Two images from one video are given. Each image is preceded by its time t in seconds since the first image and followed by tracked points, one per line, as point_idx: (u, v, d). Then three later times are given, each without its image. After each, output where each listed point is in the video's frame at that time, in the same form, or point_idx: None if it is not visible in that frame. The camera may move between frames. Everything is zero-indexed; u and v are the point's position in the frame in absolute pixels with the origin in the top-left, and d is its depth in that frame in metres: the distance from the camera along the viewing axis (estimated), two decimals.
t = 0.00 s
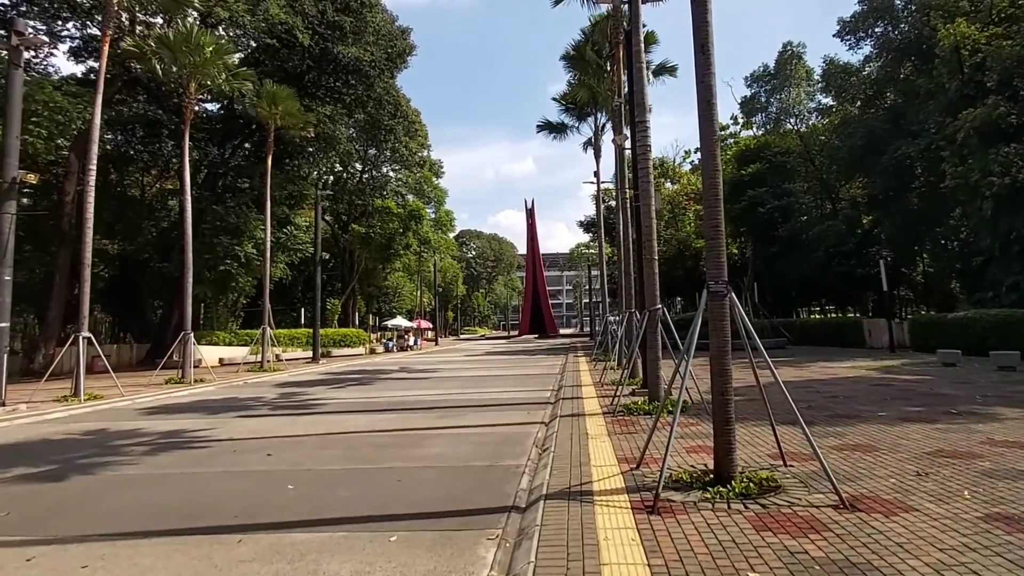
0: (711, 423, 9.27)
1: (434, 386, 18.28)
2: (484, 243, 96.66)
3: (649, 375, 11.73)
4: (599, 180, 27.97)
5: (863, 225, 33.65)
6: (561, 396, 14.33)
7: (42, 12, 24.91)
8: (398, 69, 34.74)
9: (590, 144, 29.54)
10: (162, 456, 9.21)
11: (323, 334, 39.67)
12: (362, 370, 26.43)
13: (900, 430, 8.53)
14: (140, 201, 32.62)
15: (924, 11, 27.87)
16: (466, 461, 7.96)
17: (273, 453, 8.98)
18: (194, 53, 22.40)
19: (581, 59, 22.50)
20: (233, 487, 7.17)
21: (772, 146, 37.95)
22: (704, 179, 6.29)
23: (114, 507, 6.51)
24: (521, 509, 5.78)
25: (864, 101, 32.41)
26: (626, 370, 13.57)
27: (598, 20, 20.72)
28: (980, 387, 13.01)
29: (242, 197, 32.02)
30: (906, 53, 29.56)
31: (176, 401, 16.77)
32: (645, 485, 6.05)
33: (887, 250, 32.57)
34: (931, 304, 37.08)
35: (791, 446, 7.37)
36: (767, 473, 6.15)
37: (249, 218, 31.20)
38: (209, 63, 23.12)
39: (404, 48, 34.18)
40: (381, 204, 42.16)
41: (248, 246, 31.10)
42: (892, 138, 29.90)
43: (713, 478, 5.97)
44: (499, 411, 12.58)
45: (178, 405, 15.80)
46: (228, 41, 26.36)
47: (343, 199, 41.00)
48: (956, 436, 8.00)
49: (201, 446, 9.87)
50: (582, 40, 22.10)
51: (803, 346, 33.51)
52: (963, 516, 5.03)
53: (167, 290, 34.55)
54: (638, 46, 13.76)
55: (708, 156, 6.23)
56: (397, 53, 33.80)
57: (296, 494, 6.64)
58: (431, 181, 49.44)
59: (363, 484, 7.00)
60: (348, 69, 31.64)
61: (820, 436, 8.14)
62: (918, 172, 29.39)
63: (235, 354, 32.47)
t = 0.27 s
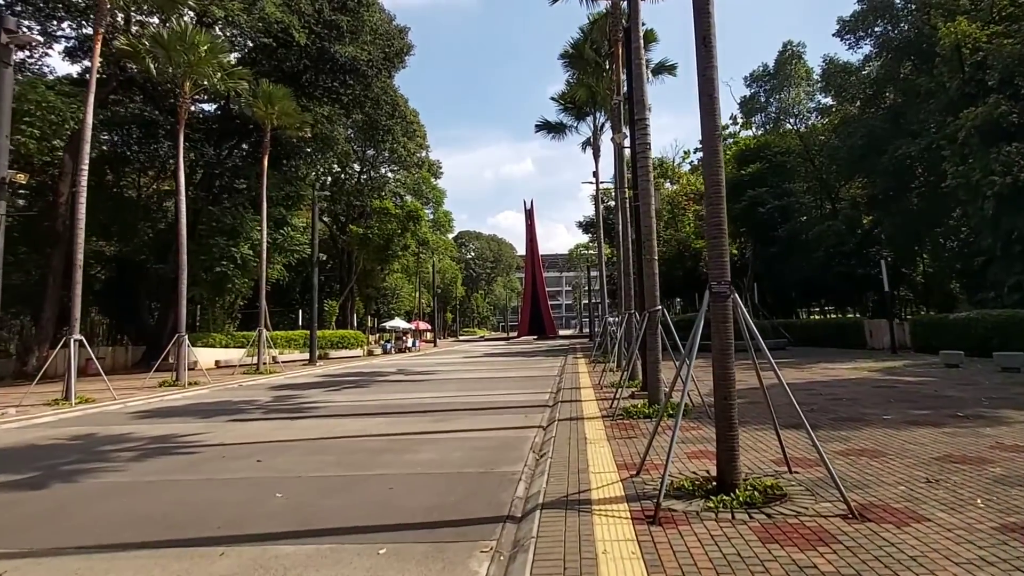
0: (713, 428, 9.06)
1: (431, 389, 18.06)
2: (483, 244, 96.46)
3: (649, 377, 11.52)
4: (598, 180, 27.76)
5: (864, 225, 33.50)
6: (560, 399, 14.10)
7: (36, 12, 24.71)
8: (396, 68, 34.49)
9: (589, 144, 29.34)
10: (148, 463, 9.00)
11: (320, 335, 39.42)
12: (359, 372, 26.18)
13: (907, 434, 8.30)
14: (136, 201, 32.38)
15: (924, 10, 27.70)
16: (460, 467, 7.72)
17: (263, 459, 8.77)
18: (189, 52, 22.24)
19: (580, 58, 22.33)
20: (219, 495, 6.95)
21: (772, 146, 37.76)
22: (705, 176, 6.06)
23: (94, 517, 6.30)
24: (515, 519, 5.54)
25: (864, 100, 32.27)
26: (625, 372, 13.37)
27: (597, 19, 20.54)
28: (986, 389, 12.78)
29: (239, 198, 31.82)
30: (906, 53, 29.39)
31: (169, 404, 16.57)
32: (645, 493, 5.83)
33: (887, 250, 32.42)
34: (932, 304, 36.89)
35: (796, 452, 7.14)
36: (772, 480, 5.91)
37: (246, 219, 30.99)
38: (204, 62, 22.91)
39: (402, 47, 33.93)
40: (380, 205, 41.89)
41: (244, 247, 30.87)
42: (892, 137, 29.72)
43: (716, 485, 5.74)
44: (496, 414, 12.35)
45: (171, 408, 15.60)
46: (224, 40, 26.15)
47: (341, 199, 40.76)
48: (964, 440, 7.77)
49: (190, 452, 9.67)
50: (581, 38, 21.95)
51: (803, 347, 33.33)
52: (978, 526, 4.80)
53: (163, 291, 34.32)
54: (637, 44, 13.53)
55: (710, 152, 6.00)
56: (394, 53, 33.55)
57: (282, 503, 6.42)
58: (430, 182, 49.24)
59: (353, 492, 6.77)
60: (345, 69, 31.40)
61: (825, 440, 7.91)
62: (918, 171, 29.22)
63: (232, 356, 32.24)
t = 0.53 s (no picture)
0: (716, 430, 8.85)
1: (429, 389, 17.86)
2: (483, 244, 96.28)
3: (650, 378, 11.34)
4: (598, 180, 27.56)
5: (865, 226, 33.35)
6: (559, 400, 13.89)
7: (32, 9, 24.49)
8: (395, 67, 34.24)
9: (590, 143, 29.16)
10: (137, 465, 8.79)
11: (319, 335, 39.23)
12: (356, 372, 25.95)
13: (915, 436, 8.09)
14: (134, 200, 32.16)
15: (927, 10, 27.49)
16: (456, 470, 7.51)
17: (253, 460, 8.57)
18: (185, 49, 22.06)
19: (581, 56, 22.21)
20: (207, 499, 6.75)
21: (773, 146, 37.60)
22: (710, 170, 5.86)
23: (75, 521, 6.10)
24: (511, 526, 5.31)
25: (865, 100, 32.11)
26: (625, 372, 13.19)
27: (598, 16, 20.37)
28: (993, 391, 12.56)
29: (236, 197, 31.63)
30: (908, 53, 29.21)
31: (163, 404, 16.38)
32: (648, 497, 5.62)
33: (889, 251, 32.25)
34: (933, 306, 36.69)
35: (803, 455, 6.93)
36: (778, 485, 5.70)
37: (243, 218, 30.80)
38: (200, 60, 22.71)
39: (401, 45, 33.68)
40: (379, 205, 41.64)
41: (242, 247, 30.63)
42: (894, 138, 29.53)
43: (720, 490, 5.54)
44: (494, 415, 12.14)
45: (164, 409, 15.41)
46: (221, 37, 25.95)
47: (340, 199, 40.57)
48: (974, 443, 7.56)
49: (181, 453, 9.48)
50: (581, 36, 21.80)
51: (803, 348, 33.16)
52: (994, 533, 4.58)
53: (160, 290, 34.11)
54: (638, 40, 13.31)
55: (715, 145, 5.80)
56: (394, 51, 33.28)
57: (270, 508, 6.20)
58: (429, 182, 49.02)
59: (344, 496, 6.54)
60: (344, 67, 31.17)
61: (831, 442, 7.71)
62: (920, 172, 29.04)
63: (229, 356, 32.03)
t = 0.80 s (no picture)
0: (722, 434, 8.62)
1: (428, 390, 17.63)
2: (482, 245, 96.03)
3: (654, 380, 11.10)
4: (599, 179, 27.31)
5: (867, 225, 33.14)
6: (560, 401, 13.64)
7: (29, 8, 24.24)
8: (394, 66, 33.99)
9: (590, 143, 28.92)
10: (128, 469, 8.54)
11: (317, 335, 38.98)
12: (355, 373, 25.69)
13: (927, 440, 7.86)
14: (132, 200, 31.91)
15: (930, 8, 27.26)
16: (455, 476, 7.26)
17: (247, 465, 8.33)
18: (182, 47, 21.82)
19: (581, 54, 21.98)
20: (197, 506, 6.52)
21: (775, 145, 37.37)
22: (719, 164, 5.61)
23: (58, 531, 5.87)
24: (511, 537, 5.07)
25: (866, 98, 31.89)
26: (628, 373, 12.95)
27: (599, 13, 20.15)
28: (1003, 392, 12.34)
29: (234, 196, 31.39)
30: (910, 51, 28.99)
31: (158, 406, 16.15)
32: (655, 506, 5.37)
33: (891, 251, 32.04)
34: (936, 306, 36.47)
35: (815, 461, 6.69)
36: (791, 493, 5.46)
37: (241, 217, 30.56)
38: (197, 58, 22.45)
39: (400, 44, 33.42)
40: (378, 205, 41.33)
41: (240, 247, 30.38)
42: (896, 137, 29.30)
43: (731, 498, 5.30)
44: (494, 417, 11.89)
45: (159, 411, 15.18)
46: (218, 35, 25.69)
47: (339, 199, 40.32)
48: (990, 448, 7.33)
49: (173, 457, 9.25)
50: (582, 33, 21.58)
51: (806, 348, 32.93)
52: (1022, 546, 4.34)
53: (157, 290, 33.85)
54: (640, 35, 13.06)
55: (723, 138, 5.56)
56: (393, 49, 33.00)
57: (262, 517, 5.96)
58: (429, 181, 48.77)
59: (339, 504, 6.30)
60: (342, 66, 30.90)
61: (842, 446, 7.47)
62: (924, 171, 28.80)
63: (226, 357, 31.78)
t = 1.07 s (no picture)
0: (725, 439, 8.41)
1: (427, 392, 17.41)
2: (481, 245, 95.81)
3: (656, 382, 10.89)
4: (599, 179, 27.09)
5: (868, 226, 32.99)
6: (560, 404, 13.41)
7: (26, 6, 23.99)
8: (393, 65, 33.77)
9: (590, 142, 28.71)
10: (116, 475, 8.28)
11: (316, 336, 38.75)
12: (352, 374, 25.44)
13: (938, 446, 7.65)
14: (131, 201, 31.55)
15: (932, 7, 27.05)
16: (453, 482, 7.03)
17: (239, 471, 8.10)
18: (178, 45, 21.58)
19: (581, 51, 21.79)
20: (185, 514, 6.30)
21: (775, 145, 37.19)
22: (727, 159, 5.41)
23: (39, 540, 5.64)
24: (511, 549, 4.85)
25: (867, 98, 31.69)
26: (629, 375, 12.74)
27: (600, 10, 19.98)
28: (1011, 395, 12.14)
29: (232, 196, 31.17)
30: (912, 51, 28.79)
31: (153, 408, 15.91)
32: (660, 517, 5.15)
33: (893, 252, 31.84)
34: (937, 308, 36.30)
35: (825, 467, 6.48)
36: (802, 503, 5.24)
37: (239, 217, 30.34)
38: (193, 55, 22.21)
39: (399, 43, 33.17)
40: (376, 204, 41.05)
41: (237, 246, 30.14)
42: (898, 137, 29.10)
43: (740, 508, 5.09)
44: (493, 420, 11.68)
45: (153, 412, 14.94)
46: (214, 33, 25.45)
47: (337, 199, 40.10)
48: (1004, 454, 7.12)
49: (164, 461, 9.02)
50: (582, 31, 21.40)
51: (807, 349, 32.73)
52: None
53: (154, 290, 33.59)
54: (642, 31, 12.86)
55: (731, 133, 5.36)
56: (391, 48, 32.76)
57: (251, 526, 5.73)
58: (428, 181, 48.57)
59: (332, 513, 6.08)
60: (340, 64, 30.67)
61: (850, 451, 7.26)
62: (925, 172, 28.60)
63: (224, 357, 31.54)
